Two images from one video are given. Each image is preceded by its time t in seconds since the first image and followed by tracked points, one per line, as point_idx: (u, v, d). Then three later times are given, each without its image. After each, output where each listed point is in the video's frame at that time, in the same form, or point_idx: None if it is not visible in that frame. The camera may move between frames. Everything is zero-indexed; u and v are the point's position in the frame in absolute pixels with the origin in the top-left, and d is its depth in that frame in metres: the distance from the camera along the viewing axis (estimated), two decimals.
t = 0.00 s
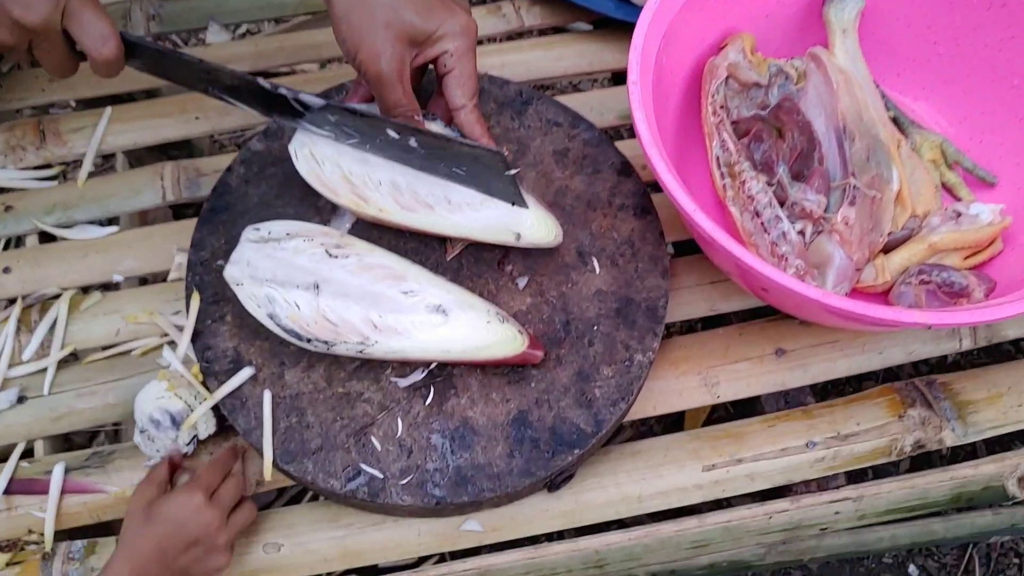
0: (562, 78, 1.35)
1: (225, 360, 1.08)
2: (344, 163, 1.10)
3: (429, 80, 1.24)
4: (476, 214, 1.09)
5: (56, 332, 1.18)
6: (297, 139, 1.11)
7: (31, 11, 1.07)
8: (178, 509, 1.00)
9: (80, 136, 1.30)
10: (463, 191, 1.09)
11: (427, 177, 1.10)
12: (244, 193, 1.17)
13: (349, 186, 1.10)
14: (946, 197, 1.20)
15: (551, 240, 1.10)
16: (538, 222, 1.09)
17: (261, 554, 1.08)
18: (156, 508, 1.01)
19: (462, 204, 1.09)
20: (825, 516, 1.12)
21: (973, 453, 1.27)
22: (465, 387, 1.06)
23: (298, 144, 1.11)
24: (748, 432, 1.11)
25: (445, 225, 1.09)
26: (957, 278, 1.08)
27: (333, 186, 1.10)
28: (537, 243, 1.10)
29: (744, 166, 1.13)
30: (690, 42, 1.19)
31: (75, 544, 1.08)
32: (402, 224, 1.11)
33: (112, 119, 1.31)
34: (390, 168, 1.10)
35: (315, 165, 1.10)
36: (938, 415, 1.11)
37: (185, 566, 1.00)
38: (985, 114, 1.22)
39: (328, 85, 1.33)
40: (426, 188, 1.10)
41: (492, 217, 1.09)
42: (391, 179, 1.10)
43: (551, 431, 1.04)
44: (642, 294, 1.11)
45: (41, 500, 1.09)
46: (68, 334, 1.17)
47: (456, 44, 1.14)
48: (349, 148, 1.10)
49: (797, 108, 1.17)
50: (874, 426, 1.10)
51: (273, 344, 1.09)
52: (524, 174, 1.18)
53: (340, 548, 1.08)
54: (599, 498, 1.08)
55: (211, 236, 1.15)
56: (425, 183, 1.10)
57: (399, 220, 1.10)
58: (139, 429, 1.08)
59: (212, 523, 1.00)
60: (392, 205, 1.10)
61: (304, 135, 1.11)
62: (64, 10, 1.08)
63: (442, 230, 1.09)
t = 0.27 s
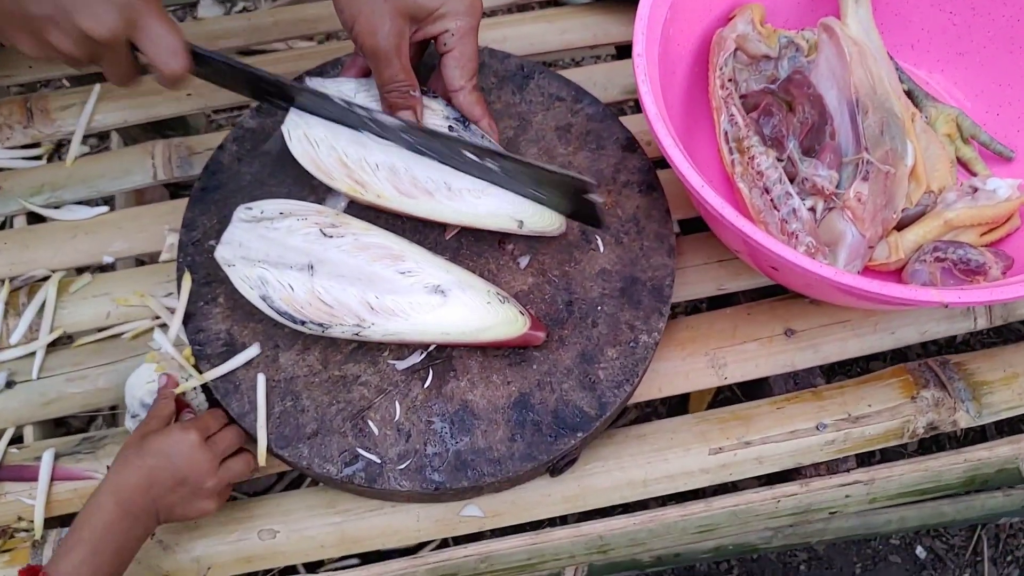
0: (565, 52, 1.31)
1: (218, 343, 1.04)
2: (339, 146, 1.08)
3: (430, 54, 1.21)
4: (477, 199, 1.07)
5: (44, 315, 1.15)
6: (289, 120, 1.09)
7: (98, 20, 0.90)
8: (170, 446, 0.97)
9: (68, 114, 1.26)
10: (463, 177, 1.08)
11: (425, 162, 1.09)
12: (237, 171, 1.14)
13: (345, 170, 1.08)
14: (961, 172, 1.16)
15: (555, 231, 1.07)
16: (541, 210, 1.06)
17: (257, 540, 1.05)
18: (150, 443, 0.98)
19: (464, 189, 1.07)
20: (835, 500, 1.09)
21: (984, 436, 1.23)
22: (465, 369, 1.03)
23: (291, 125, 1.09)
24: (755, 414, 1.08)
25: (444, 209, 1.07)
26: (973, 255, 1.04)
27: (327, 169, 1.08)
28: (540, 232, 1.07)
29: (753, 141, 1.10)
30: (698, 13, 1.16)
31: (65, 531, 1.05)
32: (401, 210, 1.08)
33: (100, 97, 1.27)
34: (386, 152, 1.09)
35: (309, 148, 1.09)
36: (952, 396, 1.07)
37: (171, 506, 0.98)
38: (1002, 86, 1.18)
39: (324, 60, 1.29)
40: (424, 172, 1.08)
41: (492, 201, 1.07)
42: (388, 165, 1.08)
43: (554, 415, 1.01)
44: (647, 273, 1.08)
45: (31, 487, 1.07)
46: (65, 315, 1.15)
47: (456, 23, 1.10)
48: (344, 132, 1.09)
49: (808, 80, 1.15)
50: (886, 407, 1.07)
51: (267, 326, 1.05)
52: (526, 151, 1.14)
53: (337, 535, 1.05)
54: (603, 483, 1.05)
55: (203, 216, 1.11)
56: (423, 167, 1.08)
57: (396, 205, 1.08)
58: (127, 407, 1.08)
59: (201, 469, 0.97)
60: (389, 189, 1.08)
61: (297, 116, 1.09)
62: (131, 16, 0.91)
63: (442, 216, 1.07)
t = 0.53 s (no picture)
0: (565, 41, 1.30)
1: (218, 338, 1.04)
2: (335, 148, 1.07)
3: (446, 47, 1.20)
4: (476, 200, 1.06)
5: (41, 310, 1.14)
6: (284, 124, 1.08)
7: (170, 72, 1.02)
8: (129, 432, 0.98)
9: (64, 107, 1.26)
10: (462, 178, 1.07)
11: (423, 164, 1.08)
12: (235, 163, 1.13)
13: (343, 174, 1.08)
14: (963, 159, 1.15)
15: (556, 231, 1.07)
16: (541, 209, 1.06)
17: (257, 534, 1.05)
18: (113, 433, 0.99)
19: (464, 191, 1.06)
20: (837, 490, 1.08)
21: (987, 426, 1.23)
22: (467, 364, 1.03)
23: (285, 129, 1.08)
24: (757, 405, 1.08)
25: (443, 211, 1.07)
26: (976, 244, 1.03)
27: (325, 174, 1.08)
28: (536, 234, 1.07)
29: (754, 129, 1.09)
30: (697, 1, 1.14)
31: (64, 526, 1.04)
32: (401, 214, 1.08)
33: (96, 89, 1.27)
34: (383, 155, 1.07)
35: (307, 152, 1.08)
36: (955, 385, 1.07)
37: (143, 486, 0.98)
38: (1006, 73, 1.17)
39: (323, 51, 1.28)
40: (422, 173, 1.07)
41: (491, 201, 1.06)
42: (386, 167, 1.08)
43: (557, 410, 1.00)
44: (650, 266, 1.07)
45: (30, 482, 1.07)
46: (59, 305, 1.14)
47: (482, 18, 1.11)
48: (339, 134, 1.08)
49: (808, 68, 1.14)
50: (888, 397, 1.07)
51: (266, 321, 1.05)
52: (527, 142, 1.13)
53: (338, 528, 1.05)
54: (605, 475, 1.05)
55: (202, 210, 1.10)
56: (420, 169, 1.07)
57: (396, 209, 1.08)
58: (115, 396, 1.10)
59: (162, 442, 0.97)
60: (387, 191, 1.07)
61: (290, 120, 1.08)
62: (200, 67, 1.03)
63: (440, 218, 1.07)
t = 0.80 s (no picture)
0: (565, 37, 1.30)
1: (219, 331, 1.05)
2: (321, 142, 1.08)
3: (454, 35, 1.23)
4: (463, 190, 1.07)
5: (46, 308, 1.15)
6: (269, 117, 1.08)
7: (54, 37, 1.00)
8: (118, 399, 0.98)
9: (66, 106, 1.25)
10: (445, 169, 1.08)
11: (406, 155, 1.09)
12: (235, 161, 1.13)
13: (328, 168, 1.08)
14: (961, 153, 1.15)
15: (541, 222, 1.07)
16: (529, 201, 1.06)
17: (261, 529, 1.06)
18: (100, 403, 0.98)
19: (448, 181, 1.07)
20: (837, 483, 1.09)
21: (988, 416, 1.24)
22: (465, 356, 1.03)
23: (271, 124, 1.08)
24: (756, 399, 1.09)
25: (430, 204, 1.07)
26: (974, 237, 1.03)
27: (313, 168, 1.09)
28: (524, 224, 1.07)
29: (752, 124, 1.09)
30: None
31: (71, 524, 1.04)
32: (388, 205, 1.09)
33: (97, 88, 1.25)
34: (366, 147, 1.09)
35: (293, 146, 1.08)
36: (953, 378, 1.07)
37: (134, 453, 0.97)
38: (1004, 67, 1.17)
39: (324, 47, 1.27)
40: (407, 165, 1.08)
41: (477, 191, 1.07)
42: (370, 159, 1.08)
43: (554, 402, 1.01)
44: (647, 259, 1.08)
45: (36, 479, 1.08)
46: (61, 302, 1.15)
47: None
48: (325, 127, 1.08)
49: (807, 63, 1.14)
50: (887, 390, 1.07)
51: (267, 315, 1.06)
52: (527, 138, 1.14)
53: (342, 523, 1.06)
54: (606, 469, 1.06)
55: (203, 205, 1.11)
56: (404, 160, 1.08)
57: (383, 202, 1.09)
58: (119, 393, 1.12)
59: (152, 409, 0.98)
60: (373, 183, 1.08)
61: (276, 114, 1.08)
62: (86, 32, 1.00)
63: (428, 209, 1.08)
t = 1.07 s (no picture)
0: (569, 31, 1.29)
1: (233, 326, 1.06)
2: (323, 150, 1.08)
3: None
4: (466, 193, 1.07)
5: (50, 304, 1.15)
6: (270, 127, 1.09)
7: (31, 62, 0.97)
8: (102, 427, 0.99)
9: (68, 103, 1.24)
10: (448, 172, 1.08)
11: (408, 160, 1.08)
12: (241, 156, 1.13)
13: (332, 175, 1.09)
14: (966, 146, 1.15)
15: (550, 217, 1.08)
16: (532, 198, 1.07)
17: (267, 525, 1.06)
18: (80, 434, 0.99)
19: (451, 186, 1.07)
20: (842, 477, 1.09)
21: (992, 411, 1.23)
22: (479, 352, 1.04)
23: (272, 135, 1.08)
24: (761, 393, 1.09)
25: (435, 206, 1.08)
26: (980, 230, 1.03)
27: (316, 176, 1.09)
28: (532, 222, 1.08)
29: (757, 118, 1.09)
30: None
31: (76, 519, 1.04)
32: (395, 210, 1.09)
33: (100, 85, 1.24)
34: (368, 154, 1.08)
35: (295, 156, 1.09)
36: (959, 371, 1.07)
37: (127, 478, 0.98)
38: (1007, 59, 1.17)
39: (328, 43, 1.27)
40: (410, 170, 1.08)
41: (481, 193, 1.07)
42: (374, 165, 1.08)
43: (569, 397, 1.02)
44: (661, 255, 1.08)
45: (40, 476, 1.08)
46: (65, 299, 1.15)
47: None
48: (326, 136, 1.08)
49: (810, 56, 1.14)
50: (893, 383, 1.07)
51: (281, 309, 1.07)
52: (538, 132, 1.13)
53: (347, 519, 1.06)
54: (612, 463, 1.06)
55: (215, 199, 1.11)
56: (407, 165, 1.08)
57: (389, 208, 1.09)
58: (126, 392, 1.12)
59: (138, 433, 0.99)
60: (378, 190, 1.09)
61: (276, 125, 1.08)
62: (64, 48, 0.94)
63: (434, 212, 1.08)
